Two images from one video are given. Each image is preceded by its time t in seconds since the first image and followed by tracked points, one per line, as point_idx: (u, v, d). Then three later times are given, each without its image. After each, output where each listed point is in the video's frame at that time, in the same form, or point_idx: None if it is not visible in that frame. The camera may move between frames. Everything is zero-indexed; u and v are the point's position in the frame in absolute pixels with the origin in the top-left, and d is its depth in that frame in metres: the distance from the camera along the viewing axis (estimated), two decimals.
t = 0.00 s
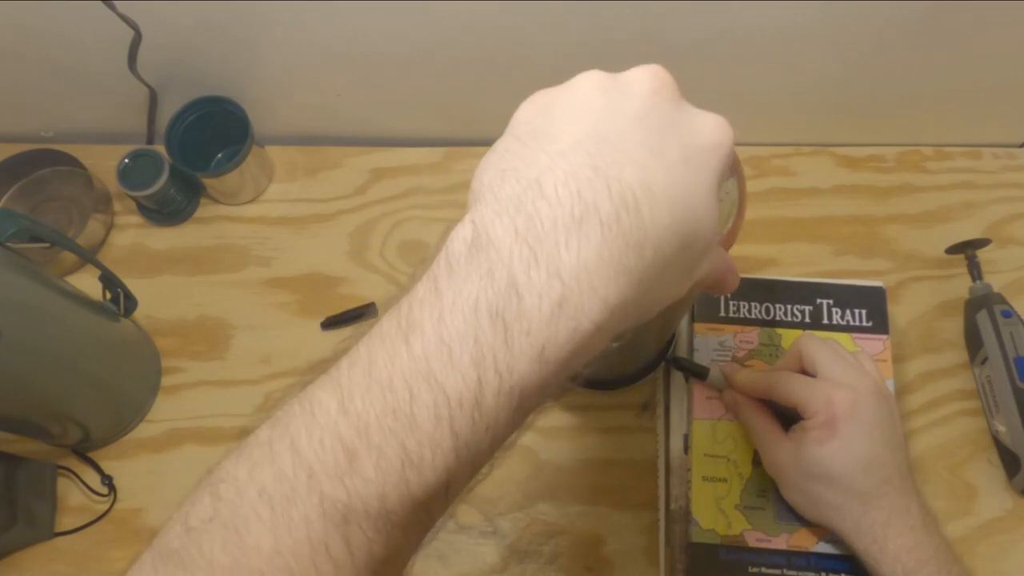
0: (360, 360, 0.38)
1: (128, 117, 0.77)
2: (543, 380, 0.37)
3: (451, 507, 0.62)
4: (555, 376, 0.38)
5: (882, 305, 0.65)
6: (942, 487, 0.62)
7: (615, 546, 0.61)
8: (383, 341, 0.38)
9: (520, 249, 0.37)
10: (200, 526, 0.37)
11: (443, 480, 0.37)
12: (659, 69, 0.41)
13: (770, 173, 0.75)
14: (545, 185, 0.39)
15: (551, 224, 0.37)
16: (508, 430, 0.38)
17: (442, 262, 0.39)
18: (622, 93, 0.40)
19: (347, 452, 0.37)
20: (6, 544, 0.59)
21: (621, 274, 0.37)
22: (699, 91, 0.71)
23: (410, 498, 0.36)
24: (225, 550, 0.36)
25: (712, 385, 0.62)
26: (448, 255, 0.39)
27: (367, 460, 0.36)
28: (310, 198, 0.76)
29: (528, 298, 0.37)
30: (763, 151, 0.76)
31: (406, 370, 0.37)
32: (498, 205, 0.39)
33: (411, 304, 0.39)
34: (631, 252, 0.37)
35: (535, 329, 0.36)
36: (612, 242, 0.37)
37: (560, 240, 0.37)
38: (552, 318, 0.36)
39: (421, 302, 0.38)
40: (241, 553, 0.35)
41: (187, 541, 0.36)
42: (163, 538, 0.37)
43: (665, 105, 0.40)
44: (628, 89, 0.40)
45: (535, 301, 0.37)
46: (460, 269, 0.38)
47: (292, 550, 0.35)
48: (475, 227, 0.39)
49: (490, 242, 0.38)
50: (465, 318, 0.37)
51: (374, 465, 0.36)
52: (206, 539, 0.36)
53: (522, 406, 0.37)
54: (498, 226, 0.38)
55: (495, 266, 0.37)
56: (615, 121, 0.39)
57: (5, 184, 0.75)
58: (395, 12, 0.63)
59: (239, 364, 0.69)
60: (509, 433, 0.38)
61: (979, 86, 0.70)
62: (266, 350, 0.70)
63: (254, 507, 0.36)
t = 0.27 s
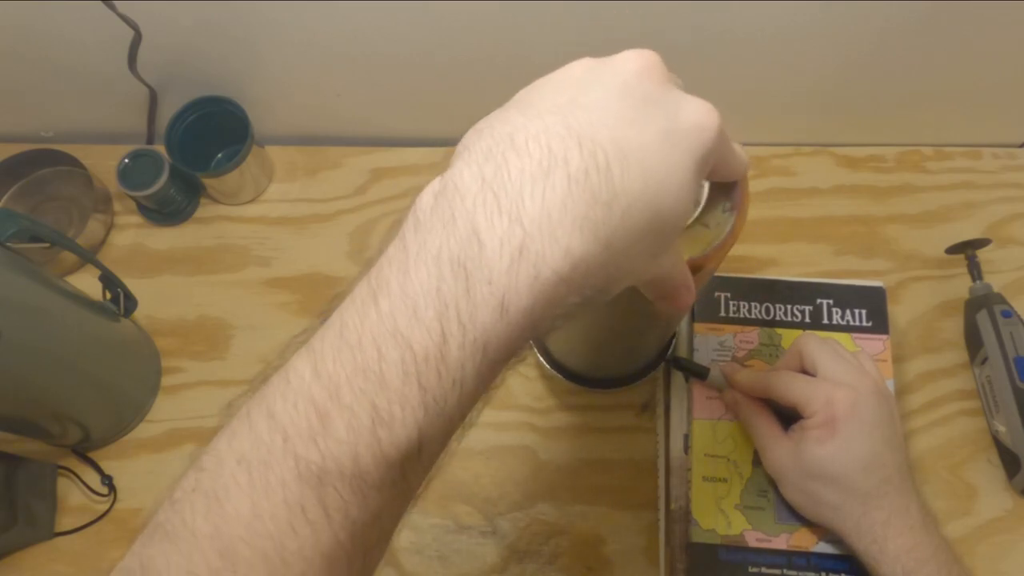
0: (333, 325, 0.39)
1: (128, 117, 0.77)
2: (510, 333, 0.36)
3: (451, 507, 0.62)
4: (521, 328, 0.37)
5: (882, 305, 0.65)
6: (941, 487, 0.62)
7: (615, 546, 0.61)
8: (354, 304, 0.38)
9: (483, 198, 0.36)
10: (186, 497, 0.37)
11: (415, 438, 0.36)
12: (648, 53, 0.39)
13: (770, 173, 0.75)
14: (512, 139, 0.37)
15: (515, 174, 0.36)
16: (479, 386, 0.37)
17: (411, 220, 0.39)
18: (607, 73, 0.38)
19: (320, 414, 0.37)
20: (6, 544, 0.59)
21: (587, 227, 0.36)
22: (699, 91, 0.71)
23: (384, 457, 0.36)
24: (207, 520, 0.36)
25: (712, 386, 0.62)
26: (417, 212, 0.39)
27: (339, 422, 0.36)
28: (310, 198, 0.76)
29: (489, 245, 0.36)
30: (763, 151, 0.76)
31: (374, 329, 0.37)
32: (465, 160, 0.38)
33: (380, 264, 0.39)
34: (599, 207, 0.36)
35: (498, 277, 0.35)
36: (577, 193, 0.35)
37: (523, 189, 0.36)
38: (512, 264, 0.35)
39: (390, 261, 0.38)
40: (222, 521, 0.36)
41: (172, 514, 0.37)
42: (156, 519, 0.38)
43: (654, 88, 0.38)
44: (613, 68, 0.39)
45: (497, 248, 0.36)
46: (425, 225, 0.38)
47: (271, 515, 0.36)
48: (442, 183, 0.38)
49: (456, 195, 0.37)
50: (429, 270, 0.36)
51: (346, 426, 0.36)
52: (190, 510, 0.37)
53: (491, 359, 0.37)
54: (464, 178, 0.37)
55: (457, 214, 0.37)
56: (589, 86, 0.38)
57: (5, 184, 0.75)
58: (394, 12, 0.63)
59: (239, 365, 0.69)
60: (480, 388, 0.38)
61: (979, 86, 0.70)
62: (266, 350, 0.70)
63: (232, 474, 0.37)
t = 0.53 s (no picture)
0: (303, 294, 0.39)
1: (128, 117, 0.77)
2: (477, 293, 0.36)
3: (451, 506, 0.62)
4: (487, 290, 0.36)
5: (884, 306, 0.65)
6: (941, 487, 0.62)
7: (615, 546, 0.61)
8: (321, 271, 0.39)
9: (447, 159, 0.37)
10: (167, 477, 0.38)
11: (388, 401, 0.36)
12: (631, 41, 0.39)
13: (770, 173, 0.75)
14: (479, 107, 0.37)
15: (478, 140, 0.36)
16: (449, 347, 0.37)
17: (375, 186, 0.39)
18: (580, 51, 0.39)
19: (291, 381, 0.37)
20: (6, 544, 0.59)
21: (549, 187, 0.35)
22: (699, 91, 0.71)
23: (357, 420, 0.36)
24: (184, 496, 0.36)
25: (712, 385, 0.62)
26: (381, 177, 0.39)
27: (310, 388, 0.36)
28: (310, 198, 0.76)
29: (452, 203, 0.36)
30: (763, 151, 0.76)
31: (342, 291, 0.37)
32: (429, 126, 0.38)
33: (347, 231, 0.39)
34: (560, 168, 0.35)
35: (461, 236, 0.36)
36: (539, 154, 0.35)
37: (484, 148, 0.36)
38: (475, 223, 0.36)
39: (356, 225, 0.38)
40: (202, 494, 0.36)
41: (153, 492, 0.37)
42: (143, 504, 0.38)
43: (632, 70, 0.37)
44: (593, 53, 0.38)
45: (459, 207, 0.36)
46: (388, 188, 0.38)
47: (249, 486, 0.36)
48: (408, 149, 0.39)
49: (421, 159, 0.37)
50: (394, 230, 0.37)
51: (318, 390, 0.36)
52: (169, 488, 0.37)
53: (459, 318, 0.37)
54: (430, 140, 0.38)
55: (421, 172, 0.37)
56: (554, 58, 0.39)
57: (5, 184, 0.75)
58: (394, 12, 0.63)
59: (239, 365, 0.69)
60: (450, 349, 0.38)
61: (979, 86, 0.70)
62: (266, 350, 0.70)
63: (209, 449, 0.37)
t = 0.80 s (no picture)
0: (304, 343, 0.37)
1: (128, 117, 0.77)
2: (484, 356, 0.36)
3: (451, 507, 0.62)
4: (493, 354, 0.37)
5: (884, 306, 0.65)
6: (941, 487, 0.62)
7: (615, 546, 0.61)
8: (324, 322, 0.37)
9: (456, 220, 0.36)
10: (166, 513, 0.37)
11: (388, 461, 0.36)
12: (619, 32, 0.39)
13: (770, 173, 0.75)
14: (486, 161, 0.37)
15: (486, 200, 0.36)
16: (452, 408, 0.37)
17: (381, 237, 0.38)
18: (565, 65, 0.38)
19: (289, 435, 0.35)
20: (6, 544, 0.59)
21: (559, 249, 0.36)
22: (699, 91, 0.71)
23: (355, 479, 0.35)
24: (180, 536, 0.35)
25: (712, 385, 0.62)
26: (386, 228, 0.38)
27: (308, 444, 0.35)
28: (310, 198, 0.76)
29: (461, 269, 0.35)
30: (763, 151, 0.76)
31: (345, 349, 0.36)
32: (436, 181, 0.37)
33: (351, 281, 0.37)
34: (568, 226, 0.36)
35: (471, 302, 0.35)
36: (546, 215, 0.36)
37: (492, 215, 0.36)
38: (485, 291, 0.35)
39: (361, 279, 0.37)
40: (195, 539, 0.35)
41: (152, 530, 0.37)
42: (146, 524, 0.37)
43: (627, 73, 0.38)
44: (582, 53, 0.38)
45: (469, 273, 0.35)
46: (394, 248, 0.37)
47: (243, 535, 0.35)
48: (412, 203, 0.38)
49: (428, 216, 0.37)
50: (403, 292, 0.36)
51: (316, 448, 0.35)
52: (166, 527, 0.36)
53: (464, 381, 0.36)
54: (437, 198, 0.37)
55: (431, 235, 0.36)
56: (558, 91, 0.38)
57: (5, 184, 0.75)
58: (394, 11, 0.63)
59: (239, 365, 0.69)
60: (452, 411, 0.37)
61: (979, 86, 0.70)
62: (267, 350, 0.70)
63: (206, 494, 0.36)
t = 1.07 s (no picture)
0: (366, 375, 0.38)
1: (128, 117, 0.77)
2: (547, 398, 0.38)
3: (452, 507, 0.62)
4: (556, 396, 0.38)
5: (884, 306, 0.65)
6: (942, 487, 0.62)
7: (616, 546, 0.61)
8: (388, 355, 0.38)
9: (527, 267, 0.38)
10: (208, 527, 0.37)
11: (447, 493, 0.37)
12: (656, 76, 0.40)
13: (770, 173, 0.75)
14: (551, 205, 0.39)
15: (558, 246, 0.38)
16: (510, 444, 0.39)
17: (448, 276, 0.39)
18: (617, 105, 0.40)
19: (351, 463, 0.37)
20: (6, 544, 0.59)
21: (626, 299, 0.38)
22: (699, 91, 0.71)
23: (414, 509, 0.37)
24: (230, 553, 0.36)
25: (712, 385, 0.62)
26: (453, 270, 0.39)
27: (372, 474, 0.36)
28: (310, 198, 0.76)
29: (537, 320, 0.37)
30: (763, 151, 0.76)
31: (413, 386, 0.37)
32: (505, 225, 0.39)
33: (416, 319, 0.39)
34: (636, 276, 0.38)
35: (544, 350, 0.37)
36: (618, 265, 0.37)
37: (565, 261, 0.38)
38: (560, 339, 0.37)
39: (429, 318, 0.38)
40: (246, 555, 0.36)
41: (193, 540, 0.37)
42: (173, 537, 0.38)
43: (671, 119, 0.39)
44: (632, 103, 0.40)
45: (543, 319, 0.37)
46: (465, 287, 0.38)
47: (297, 559, 0.36)
48: (481, 245, 0.39)
49: (498, 261, 0.38)
50: (473, 335, 0.37)
51: (378, 478, 0.36)
52: (212, 541, 0.36)
53: (526, 421, 0.38)
54: (506, 242, 0.38)
55: (503, 284, 0.38)
56: (620, 140, 0.39)
57: (5, 184, 0.75)
58: (394, 11, 0.63)
59: (239, 365, 0.69)
60: (509, 447, 0.39)
61: (979, 86, 0.70)
62: (266, 350, 0.70)
63: (260, 512, 0.36)
